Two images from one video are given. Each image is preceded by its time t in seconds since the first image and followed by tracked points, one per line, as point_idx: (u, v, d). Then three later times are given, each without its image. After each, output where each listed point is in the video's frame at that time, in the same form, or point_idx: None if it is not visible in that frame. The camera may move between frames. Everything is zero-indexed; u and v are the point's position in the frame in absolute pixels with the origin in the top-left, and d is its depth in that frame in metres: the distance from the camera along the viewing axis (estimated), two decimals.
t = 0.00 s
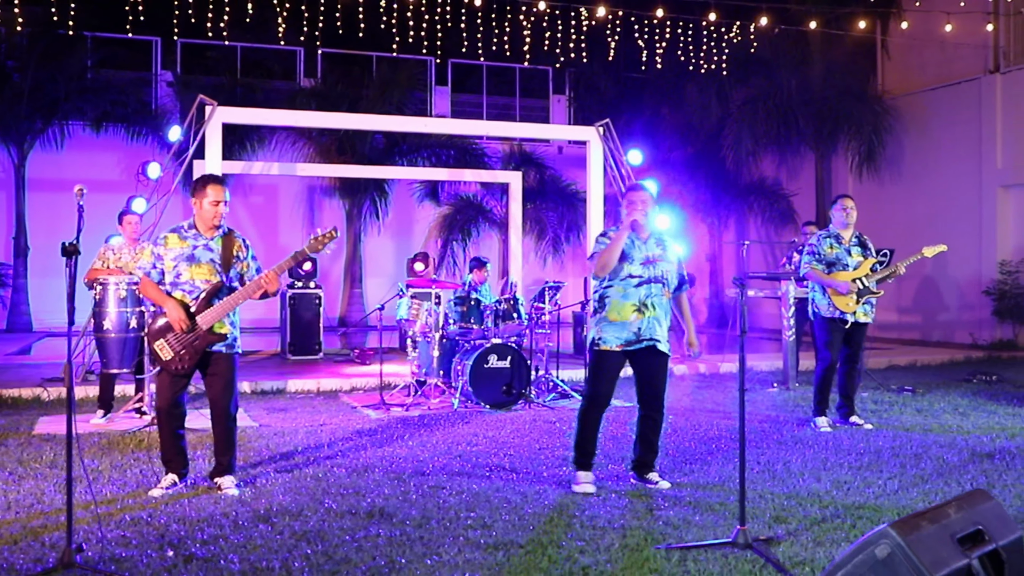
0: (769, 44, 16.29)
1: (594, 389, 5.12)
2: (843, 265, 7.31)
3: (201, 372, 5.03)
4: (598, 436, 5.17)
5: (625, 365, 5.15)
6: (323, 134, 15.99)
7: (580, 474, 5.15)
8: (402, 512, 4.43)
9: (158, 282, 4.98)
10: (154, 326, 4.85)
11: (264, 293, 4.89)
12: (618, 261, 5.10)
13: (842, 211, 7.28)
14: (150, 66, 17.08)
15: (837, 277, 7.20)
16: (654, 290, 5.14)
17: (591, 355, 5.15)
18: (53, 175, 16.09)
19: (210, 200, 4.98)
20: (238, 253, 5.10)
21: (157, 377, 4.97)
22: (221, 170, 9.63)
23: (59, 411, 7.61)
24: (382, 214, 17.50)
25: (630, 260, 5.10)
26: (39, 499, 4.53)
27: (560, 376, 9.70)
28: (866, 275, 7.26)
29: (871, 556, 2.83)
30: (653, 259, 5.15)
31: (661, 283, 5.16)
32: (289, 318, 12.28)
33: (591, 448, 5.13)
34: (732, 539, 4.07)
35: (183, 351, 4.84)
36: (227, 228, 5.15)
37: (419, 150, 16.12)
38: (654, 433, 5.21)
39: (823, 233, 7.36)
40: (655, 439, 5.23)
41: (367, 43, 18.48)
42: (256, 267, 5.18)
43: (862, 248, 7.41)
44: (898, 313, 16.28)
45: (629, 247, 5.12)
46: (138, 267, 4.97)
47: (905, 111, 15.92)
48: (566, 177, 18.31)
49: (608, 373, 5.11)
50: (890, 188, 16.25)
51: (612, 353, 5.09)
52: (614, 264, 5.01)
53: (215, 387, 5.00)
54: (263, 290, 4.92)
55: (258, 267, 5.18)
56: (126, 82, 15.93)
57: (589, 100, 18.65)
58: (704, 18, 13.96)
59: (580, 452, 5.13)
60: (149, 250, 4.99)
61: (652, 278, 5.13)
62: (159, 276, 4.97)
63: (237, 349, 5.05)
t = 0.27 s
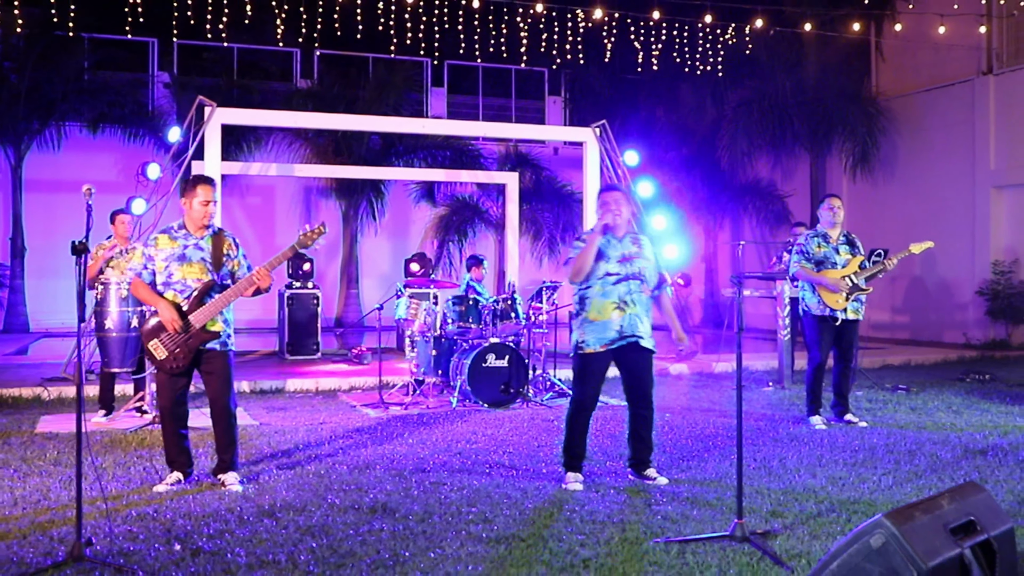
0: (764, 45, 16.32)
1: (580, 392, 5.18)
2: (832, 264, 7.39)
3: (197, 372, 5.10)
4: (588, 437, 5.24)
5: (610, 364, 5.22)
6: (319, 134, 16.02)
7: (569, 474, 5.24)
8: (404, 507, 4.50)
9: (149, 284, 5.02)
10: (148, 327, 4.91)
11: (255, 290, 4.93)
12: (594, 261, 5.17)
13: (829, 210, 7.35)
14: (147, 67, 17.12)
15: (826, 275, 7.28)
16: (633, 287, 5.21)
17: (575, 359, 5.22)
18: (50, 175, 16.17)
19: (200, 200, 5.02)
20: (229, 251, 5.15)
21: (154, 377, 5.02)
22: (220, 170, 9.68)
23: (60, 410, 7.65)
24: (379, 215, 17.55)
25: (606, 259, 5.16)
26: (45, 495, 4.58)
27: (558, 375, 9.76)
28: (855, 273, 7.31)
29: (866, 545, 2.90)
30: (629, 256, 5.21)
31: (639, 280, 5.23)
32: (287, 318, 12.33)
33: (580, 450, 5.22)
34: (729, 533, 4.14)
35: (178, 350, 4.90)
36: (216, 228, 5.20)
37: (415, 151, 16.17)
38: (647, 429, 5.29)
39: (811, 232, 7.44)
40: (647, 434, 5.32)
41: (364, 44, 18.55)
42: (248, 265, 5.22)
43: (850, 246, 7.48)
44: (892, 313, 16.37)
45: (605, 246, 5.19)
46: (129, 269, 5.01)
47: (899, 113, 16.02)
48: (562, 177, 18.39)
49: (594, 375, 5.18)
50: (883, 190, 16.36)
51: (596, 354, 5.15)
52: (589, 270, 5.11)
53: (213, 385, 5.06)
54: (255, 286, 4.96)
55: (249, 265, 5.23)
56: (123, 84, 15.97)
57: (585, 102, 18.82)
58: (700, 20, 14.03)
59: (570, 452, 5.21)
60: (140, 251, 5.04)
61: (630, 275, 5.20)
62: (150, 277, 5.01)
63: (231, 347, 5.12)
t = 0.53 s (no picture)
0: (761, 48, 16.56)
1: (566, 392, 5.24)
2: (821, 266, 7.47)
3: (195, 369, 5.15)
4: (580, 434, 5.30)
5: (591, 365, 5.27)
6: (316, 135, 16.08)
7: (567, 471, 5.30)
8: (405, 503, 4.56)
9: (141, 285, 5.10)
10: (140, 327, 4.96)
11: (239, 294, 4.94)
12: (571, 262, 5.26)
13: (819, 213, 7.40)
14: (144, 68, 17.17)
15: (816, 278, 7.37)
16: (609, 287, 5.29)
17: (556, 361, 5.27)
18: (47, 176, 16.21)
19: (188, 201, 5.07)
20: (219, 251, 5.21)
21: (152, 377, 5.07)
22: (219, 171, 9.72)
23: (61, 409, 7.69)
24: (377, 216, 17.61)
25: (583, 260, 5.26)
26: (50, 492, 4.64)
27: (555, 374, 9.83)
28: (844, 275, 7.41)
29: (858, 537, 2.97)
30: (606, 256, 5.31)
31: (615, 280, 5.32)
32: (286, 318, 12.39)
33: (575, 448, 5.26)
34: (726, 527, 4.22)
35: (171, 349, 4.94)
36: (206, 228, 5.26)
37: (412, 152, 16.21)
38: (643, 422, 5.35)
39: (800, 235, 7.51)
40: (642, 427, 5.37)
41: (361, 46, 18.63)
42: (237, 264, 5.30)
43: (838, 248, 7.57)
44: (886, 313, 16.46)
45: (581, 247, 5.29)
46: (121, 271, 5.08)
47: (893, 114, 16.12)
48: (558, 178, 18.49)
49: (577, 375, 5.23)
50: (878, 190, 16.46)
51: (576, 354, 5.21)
52: (566, 270, 5.16)
53: (212, 380, 5.12)
54: (235, 294, 4.98)
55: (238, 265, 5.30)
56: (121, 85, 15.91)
57: (579, 102, 18.81)
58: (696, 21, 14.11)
59: (565, 449, 5.27)
60: (132, 253, 5.11)
61: (606, 276, 5.29)
62: (141, 278, 5.09)
63: (227, 343, 5.16)
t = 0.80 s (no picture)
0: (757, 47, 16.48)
1: (561, 385, 5.28)
2: (817, 263, 7.55)
3: (195, 364, 5.19)
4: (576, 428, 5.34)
5: (585, 359, 5.33)
6: (314, 134, 16.14)
7: (564, 465, 5.35)
8: (405, 495, 4.61)
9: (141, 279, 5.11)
10: (142, 322, 5.01)
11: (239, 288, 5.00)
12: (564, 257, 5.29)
13: (811, 209, 7.48)
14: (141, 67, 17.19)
15: (812, 274, 7.42)
16: (603, 281, 5.33)
17: (551, 356, 5.32)
18: (45, 175, 16.22)
19: (189, 196, 5.12)
20: (218, 246, 5.25)
21: (153, 371, 5.11)
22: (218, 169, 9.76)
23: (61, 405, 7.71)
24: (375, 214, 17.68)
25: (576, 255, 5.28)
26: (53, 485, 4.68)
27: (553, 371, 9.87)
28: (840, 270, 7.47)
29: (853, 523, 3.03)
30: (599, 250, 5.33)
31: (608, 274, 5.35)
32: (285, 315, 12.42)
33: (571, 442, 5.31)
34: (722, 518, 4.28)
35: (172, 344, 4.99)
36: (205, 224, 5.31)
37: (410, 151, 16.24)
38: (617, 420, 5.33)
39: (794, 231, 7.57)
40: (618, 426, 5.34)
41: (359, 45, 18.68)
42: (236, 260, 5.33)
43: (831, 243, 7.66)
44: (881, 311, 16.53)
45: (575, 243, 5.30)
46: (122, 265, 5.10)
47: (889, 112, 16.19)
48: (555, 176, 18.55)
49: (570, 369, 5.27)
50: (873, 189, 16.53)
51: (571, 349, 5.26)
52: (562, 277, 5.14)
53: (209, 375, 5.17)
54: (234, 287, 5.04)
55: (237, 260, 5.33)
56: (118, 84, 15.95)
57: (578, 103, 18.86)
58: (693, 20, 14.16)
59: (562, 442, 5.32)
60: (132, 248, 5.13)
61: (599, 270, 5.32)
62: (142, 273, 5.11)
63: (225, 338, 5.21)
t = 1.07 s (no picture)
0: (756, 42, 16.53)
1: (562, 377, 5.30)
2: (818, 256, 7.54)
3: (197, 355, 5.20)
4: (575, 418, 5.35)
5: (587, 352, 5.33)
6: (312, 130, 16.16)
7: (563, 456, 5.37)
8: (405, 485, 4.62)
9: (144, 273, 5.16)
10: (144, 315, 5.02)
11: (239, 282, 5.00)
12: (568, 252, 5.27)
13: (811, 202, 7.49)
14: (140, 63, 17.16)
15: (813, 267, 7.42)
16: (605, 276, 5.33)
17: (553, 350, 5.32)
18: (43, 171, 16.20)
19: (191, 191, 5.10)
20: (220, 241, 5.26)
21: (155, 364, 5.12)
22: (217, 164, 9.75)
23: (61, 399, 7.72)
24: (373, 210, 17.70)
25: (580, 250, 5.27)
26: (54, 475, 4.70)
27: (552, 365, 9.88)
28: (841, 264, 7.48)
29: (852, 510, 3.05)
30: (602, 246, 5.33)
31: (610, 269, 5.35)
32: (284, 310, 12.42)
33: (570, 431, 5.32)
34: (721, 507, 4.30)
35: (174, 337, 4.99)
36: (208, 219, 5.31)
37: (408, 147, 16.20)
38: (624, 407, 5.33)
39: (794, 225, 7.56)
40: (624, 414, 5.35)
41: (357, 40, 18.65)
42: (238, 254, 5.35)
43: (831, 238, 7.66)
44: (880, 306, 16.56)
45: (578, 238, 5.29)
46: (124, 260, 5.15)
47: (887, 108, 16.21)
48: (554, 172, 18.55)
49: (571, 361, 5.29)
50: (871, 184, 16.54)
51: (573, 344, 5.26)
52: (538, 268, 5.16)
53: (212, 366, 5.17)
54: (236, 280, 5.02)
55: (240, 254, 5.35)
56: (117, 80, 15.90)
57: (576, 97, 18.90)
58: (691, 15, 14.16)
59: (561, 432, 5.33)
60: (134, 242, 5.16)
61: (602, 265, 5.31)
62: (144, 267, 5.15)
63: (228, 330, 5.22)
